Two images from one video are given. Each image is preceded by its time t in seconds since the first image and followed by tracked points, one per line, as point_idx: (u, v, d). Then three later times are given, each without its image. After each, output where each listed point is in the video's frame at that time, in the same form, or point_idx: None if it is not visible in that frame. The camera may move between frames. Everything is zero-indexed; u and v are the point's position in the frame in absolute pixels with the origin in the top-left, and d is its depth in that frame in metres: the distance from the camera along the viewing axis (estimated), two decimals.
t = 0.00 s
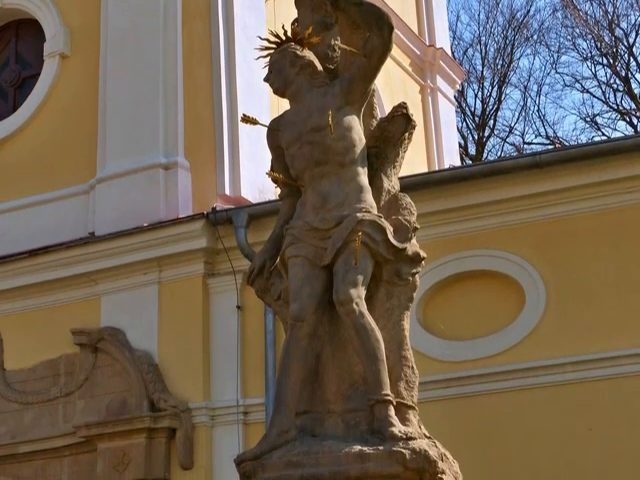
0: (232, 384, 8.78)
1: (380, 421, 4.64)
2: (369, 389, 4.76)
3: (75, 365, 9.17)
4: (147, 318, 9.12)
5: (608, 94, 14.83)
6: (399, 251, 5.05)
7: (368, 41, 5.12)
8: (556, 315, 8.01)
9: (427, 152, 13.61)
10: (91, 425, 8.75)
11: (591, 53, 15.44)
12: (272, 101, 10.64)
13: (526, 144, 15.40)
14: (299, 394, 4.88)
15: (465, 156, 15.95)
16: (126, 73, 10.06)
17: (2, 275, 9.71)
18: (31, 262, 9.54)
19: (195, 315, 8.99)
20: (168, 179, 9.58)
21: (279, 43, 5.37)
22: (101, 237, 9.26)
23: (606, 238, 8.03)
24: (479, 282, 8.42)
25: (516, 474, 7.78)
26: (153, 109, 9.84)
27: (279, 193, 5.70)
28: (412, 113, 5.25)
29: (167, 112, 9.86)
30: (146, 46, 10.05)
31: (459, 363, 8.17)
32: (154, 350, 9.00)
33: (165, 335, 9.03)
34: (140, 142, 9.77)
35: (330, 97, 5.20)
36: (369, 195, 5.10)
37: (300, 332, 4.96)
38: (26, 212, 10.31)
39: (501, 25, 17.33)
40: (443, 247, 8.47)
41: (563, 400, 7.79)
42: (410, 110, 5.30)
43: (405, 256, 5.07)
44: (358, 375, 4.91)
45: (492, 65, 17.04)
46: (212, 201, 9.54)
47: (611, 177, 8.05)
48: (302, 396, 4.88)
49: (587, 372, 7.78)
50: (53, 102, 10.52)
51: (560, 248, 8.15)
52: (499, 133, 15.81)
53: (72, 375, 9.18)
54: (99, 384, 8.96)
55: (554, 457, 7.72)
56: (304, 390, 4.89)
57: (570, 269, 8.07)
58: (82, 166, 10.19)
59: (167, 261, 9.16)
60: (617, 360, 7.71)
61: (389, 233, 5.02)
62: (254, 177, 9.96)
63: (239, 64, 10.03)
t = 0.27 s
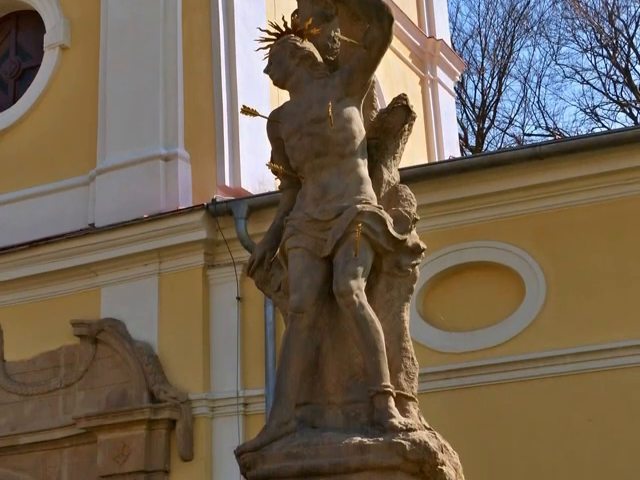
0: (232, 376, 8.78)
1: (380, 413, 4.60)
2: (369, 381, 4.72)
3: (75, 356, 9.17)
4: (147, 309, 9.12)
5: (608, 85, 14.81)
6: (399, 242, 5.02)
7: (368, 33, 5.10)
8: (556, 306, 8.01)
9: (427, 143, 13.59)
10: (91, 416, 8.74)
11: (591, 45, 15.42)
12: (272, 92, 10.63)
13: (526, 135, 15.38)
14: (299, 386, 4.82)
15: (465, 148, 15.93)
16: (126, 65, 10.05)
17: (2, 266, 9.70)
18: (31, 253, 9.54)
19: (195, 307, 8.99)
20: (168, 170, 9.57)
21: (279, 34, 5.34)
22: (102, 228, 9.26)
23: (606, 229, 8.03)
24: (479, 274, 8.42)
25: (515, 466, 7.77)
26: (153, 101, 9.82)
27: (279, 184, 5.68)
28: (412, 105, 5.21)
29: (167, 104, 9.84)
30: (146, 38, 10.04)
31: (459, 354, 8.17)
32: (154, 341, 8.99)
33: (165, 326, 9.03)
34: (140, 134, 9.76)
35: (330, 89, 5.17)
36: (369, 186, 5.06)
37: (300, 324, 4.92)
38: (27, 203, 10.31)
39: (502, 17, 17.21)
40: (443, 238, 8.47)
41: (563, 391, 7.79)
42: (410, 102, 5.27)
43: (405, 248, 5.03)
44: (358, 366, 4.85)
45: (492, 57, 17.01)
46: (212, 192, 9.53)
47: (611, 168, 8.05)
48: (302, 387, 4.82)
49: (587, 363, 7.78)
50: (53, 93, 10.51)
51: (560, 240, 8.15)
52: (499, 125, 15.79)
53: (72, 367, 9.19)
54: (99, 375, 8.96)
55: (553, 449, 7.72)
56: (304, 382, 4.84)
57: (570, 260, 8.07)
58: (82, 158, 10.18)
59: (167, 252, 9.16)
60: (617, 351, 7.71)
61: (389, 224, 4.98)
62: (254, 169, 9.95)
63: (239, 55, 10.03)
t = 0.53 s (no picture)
0: (232, 367, 8.77)
1: (380, 404, 4.58)
2: (369, 372, 4.70)
3: (75, 348, 9.17)
4: (147, 300, 9.11)
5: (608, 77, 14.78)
6: (399, 234, 4.99)
7: (368, 24, 5.06)
8: (556, 298, 8.01)
9: (427, 135, 13.57)
10: (91, 408, 8.74)
11: (591, 36, 15.39)
12: (272, 84, 10.61)
13: (526, 127, 15.36)
14: (299, 377, 4.80)
15: (465, 139, 15.90)
16: (126, 56, 10.03)
17: (2, 258, 9.70)
18: (31, 244, 9.54)
19: (195, 298, 8.99)
20: (168, 161, 9.56)
21: (279, 25, 5.33)
22: (102, 220, 9.25)
23: (606, 220, 8.03)
24: (479, 265, 8.41)
25: (516, 457, 7.77)
26: (153, 92, 9.81)
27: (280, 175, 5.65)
28: (413, 97, 5.19)
29: (167, 95, 9.83)
30: (146, 29, 10.02)
31: (459, 346, 8.17)
32: (154, 332, 8.99)
33: (165, 317, 9.03)
34: (140, 125, 9.75)
35: (330, 81, 5.14)
36: (369, 178, 5.04)
37: (300, 315, 4.90)
38: (27, 195, 10.30)
39: (502, 8, 17.19)
40: (443, 230, 8.46)
41: (564, 382, 7.79)
42: (410, 93, 5.25)
43: (405, 239, 5.02)
44: (358, 358, 4.82)
45: (492, 48, 16.98)
46: (212, 183, 9.53)
47: (610, 159, 8.05)
48: (303, 379, 4.81)
49: (587, 355, 7.78)
50: (53, 85, 10.49)
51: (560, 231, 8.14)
52: (499, 116, 15.77)
53: (72, 358, 9.19)
54: (99, 367, 8.97)
55: (553, 440, 7.71)
56: (304, 373, 4.82)
57: (570, 252, 8.07)
58: (82, 149, 10.17)
59: (167, 244, 9.16)
60: (617, 342, 7.71)
61: (389, 216, 4.95)
62: (254, 161, 9.95)
63: (239, 47, 10.02)
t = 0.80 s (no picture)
0: (232, 359, 8.78)
1: (380, 395, 4.57)
2: (369, 363, 4.69)
3: (75, 339, 9.17)
4: (147, 291, 9.11)
5: (608, 68, 14.76)
6: (399, 225, 4.98)
7: (368, 16, 5.03)
8: (556, 289, 8.01)
9: (427, 126, 13.56)
10: (91, 399, 8.74)
11: (591, 28, 15.36)
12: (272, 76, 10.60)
13: (526, 118, 15.34)
14: (299, 369, 4.79)
15: (465, 131, 15.88)
16: (126, 47, 10.01)
17: (2, 249, 9.69)
18: (31, 236, 9.54)
19: (195, 290, 8.99)
20: (168, 152, 9.55)
21: (279, 17, 5.29)
22: (102, 211, 9.25)
23: (607, 212, 8.02)
24: (479, 257, 8.41)
25: (515, 449, 7.76)
26: (153, 84, 9.79)
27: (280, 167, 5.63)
28: (412, 88, 5.17)
29: (167, 87, 9.81)
30: (146, 20, 9.99)
31: (459, 337, 8.17)
32: (154, 324, 8.99)
33: (165, 309, 9.02)
34: (140, 116, 9.74)
35: (330, 72, 5.11)
36: (369, 169, 5.02)
37: (300, 306, 4.88)
38: (27, 186, 10.29)
39: None
40: (443, 221, 8.46)
41: (564, 374, 7.79)
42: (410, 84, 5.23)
43: (405, 231, 5.00)
44: (358, 349, 4.81)
45: (492, 40, 16.95)
46: (212, 175, 9.53)
47: (611, 151, 8.05)
48: (303, 370, 4.79)
49: (588, 346, 7.77)
50: (53, 76, 10.48)
51: (560, 223, 8.14)
52: (499, 108, 15.75)
53: (72, 350, 9.19)
54: (99, 358, 8.97)
55: (553, 431, 7.71)
56: (304, 364, 4.80)
57: (570, 244, 8.06)
58: (82, 140, 10.16)
59: (167, 235, 9.16)
60: (617, 334, 7.71)
61: (389, 207, 4.94)
62: (254, 153, 9.94)
63: (239, 38, 10.01)
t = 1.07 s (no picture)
0: (232, 351, 8.78)
1: (380, 387, 4.55)
2: (369, 355, 4.67)
3: (76, 331, 9.17)
4: (147, 282, 9.12)
5: (607, 59, 14.74)
6: (399, 217, 4.94)
7: (368, 7, 4.98)
8: (556, 280, 8.01)
9: (427, 118, 13.56)
10: (91, 391, 8.75)
11: (591, 19, 15.33)
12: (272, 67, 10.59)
13: (526, 110, 15.31)
14: (299, 360, 4.77)
15: (465, 122, 15.86)
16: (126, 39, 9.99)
17: (2, 241, 9.69)
18: (31, 227, 9.54)
19: (195, 281, 8.99)
20: (168, 144, 9.54)
21: (279, 9, 5.28)
22: (102, 203, 9.25)
23: (607, 203, 8.02)
24: (479, 248, 8.40)
25: (515, 440, 7.76)
26: (153, 75, 9.77)
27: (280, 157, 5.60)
28: (412, 80, 5.16)
29: (167, 78, 9.79)
30: (146, 12, 9.97)
31: (459, 328, 8.17)
32: (154, 315, 8.99)
33: (165, 300, 9.02)
34: (139, 108, 9.72)
35: (330, 64, 5.07)
36: (369, 160, 4.98)
37: (300, 297, 4.87)
38: (26, 178, 10.28)
39: None
40: (443, 213, 8.45)
41: (564, 365, 7.79)
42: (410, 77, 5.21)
43: (405, 222, 4.95)
44: (358, 341, 4.79)
45: (492, 32, 16.92)
46: (212, 167, 9.54)
47: (610, 142, 8.05)
48: (303, 362, 4.78)
49: (588, 338, 7.77)
50: (53, 67, 10.47)
51: (560, 214, 8.14)
52: (499, 99, 15.72)
53: (72, 341, 9.19)
54: (99, 350, 8.97)
55: (553, 422, 7.71)
56: (304, 356, 4.79)
57: (570, 235, 8.06)
58: (82, 132, 10.15)
59: (167, 227, 9.16)
60: (618, 325, 7.70)
61: (389, 199, 4.89)
62: (254, 144, 9.94)
63: (239, 30, 10.02)
